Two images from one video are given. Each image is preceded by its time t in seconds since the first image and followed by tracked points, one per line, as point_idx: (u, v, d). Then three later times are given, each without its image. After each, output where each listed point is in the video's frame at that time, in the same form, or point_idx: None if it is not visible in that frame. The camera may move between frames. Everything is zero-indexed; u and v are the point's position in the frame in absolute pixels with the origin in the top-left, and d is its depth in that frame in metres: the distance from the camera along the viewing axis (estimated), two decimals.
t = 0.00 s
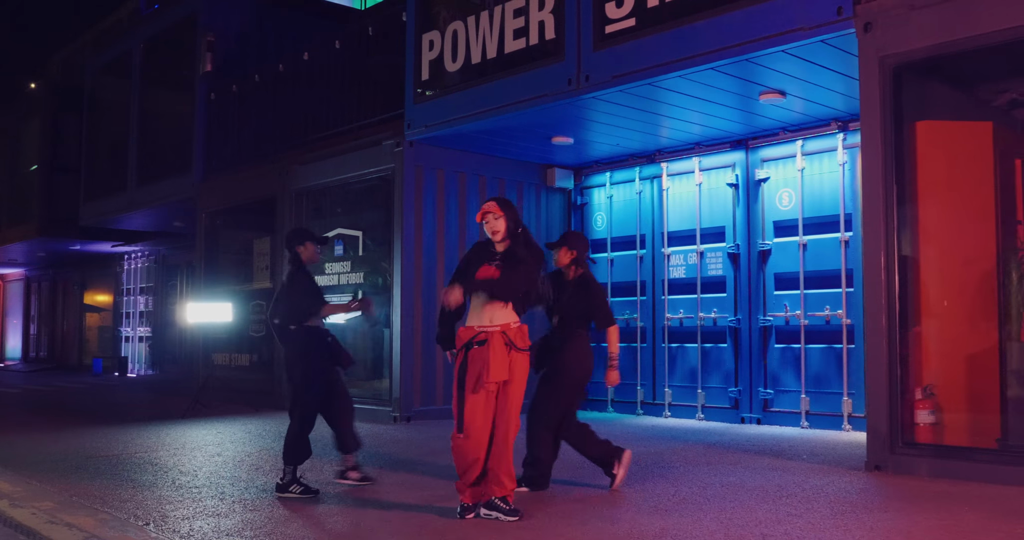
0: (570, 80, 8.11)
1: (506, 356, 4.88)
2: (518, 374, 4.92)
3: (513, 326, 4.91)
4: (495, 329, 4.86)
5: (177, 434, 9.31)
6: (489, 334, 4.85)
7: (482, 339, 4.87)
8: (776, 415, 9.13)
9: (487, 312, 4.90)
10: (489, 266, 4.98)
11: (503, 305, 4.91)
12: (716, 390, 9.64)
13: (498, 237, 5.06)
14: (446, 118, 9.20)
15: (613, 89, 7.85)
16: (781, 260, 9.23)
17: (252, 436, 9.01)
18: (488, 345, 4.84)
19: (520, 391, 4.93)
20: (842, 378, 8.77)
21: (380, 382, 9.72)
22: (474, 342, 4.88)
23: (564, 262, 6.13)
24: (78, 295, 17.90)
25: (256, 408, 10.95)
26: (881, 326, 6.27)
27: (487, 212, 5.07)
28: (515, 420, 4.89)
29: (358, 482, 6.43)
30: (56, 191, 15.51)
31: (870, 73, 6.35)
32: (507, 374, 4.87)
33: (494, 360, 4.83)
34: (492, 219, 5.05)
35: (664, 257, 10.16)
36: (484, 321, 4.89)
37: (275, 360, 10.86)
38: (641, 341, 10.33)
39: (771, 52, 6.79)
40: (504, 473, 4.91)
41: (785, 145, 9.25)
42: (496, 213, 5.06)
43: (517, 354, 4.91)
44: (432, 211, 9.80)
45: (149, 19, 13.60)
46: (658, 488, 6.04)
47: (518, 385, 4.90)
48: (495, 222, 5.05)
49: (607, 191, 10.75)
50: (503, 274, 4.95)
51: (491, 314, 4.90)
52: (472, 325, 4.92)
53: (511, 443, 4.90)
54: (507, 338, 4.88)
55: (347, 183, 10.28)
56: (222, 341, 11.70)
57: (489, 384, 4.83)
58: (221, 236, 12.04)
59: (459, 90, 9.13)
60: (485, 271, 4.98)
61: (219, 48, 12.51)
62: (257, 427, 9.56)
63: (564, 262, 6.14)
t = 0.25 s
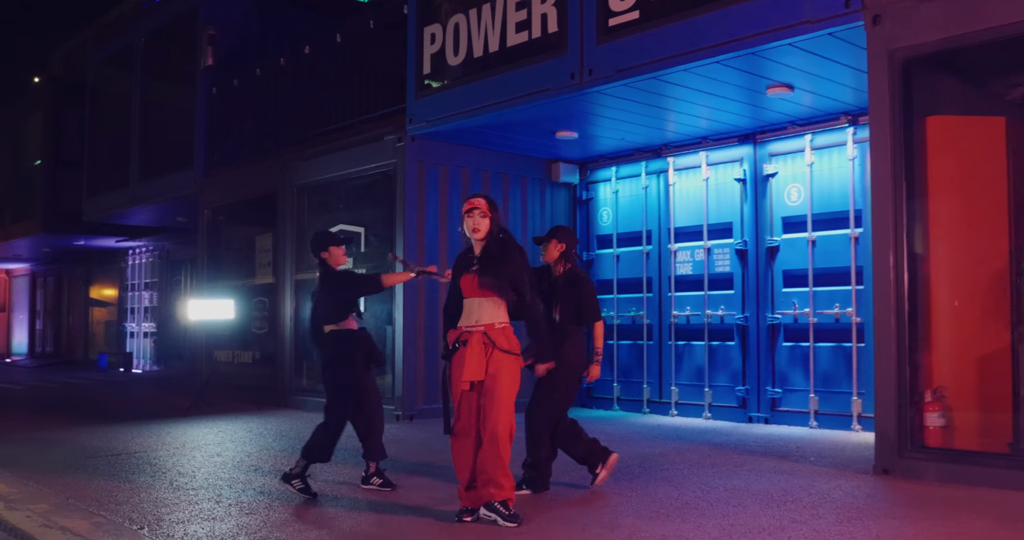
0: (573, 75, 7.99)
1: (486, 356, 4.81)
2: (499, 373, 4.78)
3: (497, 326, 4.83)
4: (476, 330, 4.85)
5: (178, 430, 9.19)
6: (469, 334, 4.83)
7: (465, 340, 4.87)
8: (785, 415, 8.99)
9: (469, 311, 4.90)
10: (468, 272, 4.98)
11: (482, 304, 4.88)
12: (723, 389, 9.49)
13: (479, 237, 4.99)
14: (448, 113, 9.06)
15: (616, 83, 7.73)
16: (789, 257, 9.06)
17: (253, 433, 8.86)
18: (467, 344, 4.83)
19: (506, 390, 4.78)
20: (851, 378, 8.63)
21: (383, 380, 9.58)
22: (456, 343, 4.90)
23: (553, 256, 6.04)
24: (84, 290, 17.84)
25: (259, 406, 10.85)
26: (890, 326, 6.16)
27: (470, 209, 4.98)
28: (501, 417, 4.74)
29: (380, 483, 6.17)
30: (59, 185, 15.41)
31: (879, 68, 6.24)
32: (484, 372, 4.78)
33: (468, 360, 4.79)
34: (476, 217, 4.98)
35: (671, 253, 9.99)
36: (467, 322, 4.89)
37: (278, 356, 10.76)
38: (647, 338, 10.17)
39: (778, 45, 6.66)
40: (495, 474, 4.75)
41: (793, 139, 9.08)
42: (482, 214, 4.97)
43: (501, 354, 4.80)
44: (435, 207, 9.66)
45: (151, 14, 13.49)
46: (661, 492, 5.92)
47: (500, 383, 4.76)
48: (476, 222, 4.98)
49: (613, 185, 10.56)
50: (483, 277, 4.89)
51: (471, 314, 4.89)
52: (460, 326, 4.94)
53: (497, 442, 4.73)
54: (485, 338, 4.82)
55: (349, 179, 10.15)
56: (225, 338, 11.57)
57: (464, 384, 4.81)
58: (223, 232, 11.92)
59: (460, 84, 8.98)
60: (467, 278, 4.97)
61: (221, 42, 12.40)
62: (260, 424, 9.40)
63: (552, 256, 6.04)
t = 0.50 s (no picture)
0: (591, 61, 7.66)
1: (500, 360, 4.48)
2: (513, 379, 4.44)
3: (513, 330, 4.51)
4: (490, 333, 4.51)
5: (186, 429, 8.91)
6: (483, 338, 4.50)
7: (477, 343, 4.53)
8: (813, 415, 8.65)
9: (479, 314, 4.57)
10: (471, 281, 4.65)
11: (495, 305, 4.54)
12: (749, 388, 9.15)
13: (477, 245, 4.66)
14: (462, 102, 8.75)
15: (636, 70, 7.40)
16: (817, 250, 8.70)
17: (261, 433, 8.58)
18: (479, 347, 4.50)
19: (521, 398, 4.43)
20: (882, 377, 8.28)
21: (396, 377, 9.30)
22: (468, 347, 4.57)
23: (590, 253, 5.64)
24: (100, 283, 17.67)
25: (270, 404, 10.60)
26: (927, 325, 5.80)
27: (473, 214, 4.66)
28: (514, 425, 4.41)
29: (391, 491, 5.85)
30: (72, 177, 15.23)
31: (913, 53, 5.90)
32: (497, 377, 4.45)
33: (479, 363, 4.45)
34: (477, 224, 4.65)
35: (693, 246, 9.64)
36: (479, 324, 4.56)
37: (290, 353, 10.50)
38: (670, 335, 9.84)
39: (806, 28, 6.32)
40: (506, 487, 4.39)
41: (822, 128, 8.71)
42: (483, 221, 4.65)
43: (515, 359, 4.48)
44: (449, 200, 9.36)
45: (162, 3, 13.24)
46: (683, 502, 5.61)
47: (513, 388, 4.43)
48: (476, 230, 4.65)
49: (633, 176, 10.22)
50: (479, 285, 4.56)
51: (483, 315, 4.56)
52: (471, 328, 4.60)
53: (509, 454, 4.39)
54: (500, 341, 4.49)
55: (362, 170, 9.86)
56: (237, 334, 11.33)
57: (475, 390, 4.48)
58: (235, 225, 11.66)
59: (473, 73, 8.67)
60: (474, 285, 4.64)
61: (232, 30, 12.13)
62: (269, 423, 9.12)
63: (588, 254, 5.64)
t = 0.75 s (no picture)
0: (614, 49, 7.25)
1: (523, 383, 4.09)
2: (536, 403, 4.10)
3: (533, 348, 4.13)
4: (513, 353, 4.08)
5: (193, 432, 8.58)
6: (508, 361, 4.06)
7: (498, 367, 4.08)
8: (848, 420, 8.22)
9: (498, 331, 4.11)
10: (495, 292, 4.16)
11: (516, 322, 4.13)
12: (779, 391, 8.72)
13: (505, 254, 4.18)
14: (479, 92, 8.35)
15: (662, 57, 6.99)
16: (853, 247, 8.26)
17: (270, 437, 8.22)
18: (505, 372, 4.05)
19: (540, 423, 4.10)
20: (922, 381, 7.84)
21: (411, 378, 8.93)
22: (486, 368, 4.10)
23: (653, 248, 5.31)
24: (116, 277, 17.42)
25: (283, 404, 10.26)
26: (977, 332, 5.36)
27: (503, 219, 4.17)
28: (538, 452, 4.07)
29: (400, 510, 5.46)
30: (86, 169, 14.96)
31: (961, 35, 5.46)
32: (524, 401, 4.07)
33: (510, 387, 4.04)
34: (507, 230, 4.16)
35: (721, 242, 9.22)
36: (498, 342, 4.10)
37: (302, 352, 10.17)
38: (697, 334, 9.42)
39: (845, 11, 5.88)
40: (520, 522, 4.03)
41: (858, 118, 8.25)
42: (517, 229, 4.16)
43: (536, 379, 4.12)
44: (466, 194, 8.97)
45: None
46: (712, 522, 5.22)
47: (536, 413, 4.09)
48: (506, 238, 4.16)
49: (659, 168, 9.79)
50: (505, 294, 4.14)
51: (503, 333, 4.11)
52: (484, 346, 4.12)
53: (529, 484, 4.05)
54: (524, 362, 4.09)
55: (375, 163, 9.49)
56: (249, 331, 11.00)
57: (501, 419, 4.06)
58: (248, 219, 11.34)
59: (491, 61, 8.28)
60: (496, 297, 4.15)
61: (244, 19, 11.78)
62: (279, 427, 8.76)
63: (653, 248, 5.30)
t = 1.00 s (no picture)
0: (632, 30, 6.82)
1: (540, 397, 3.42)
2: (558, 423, 3.42)
3: (552, 357, 3.45)
4: (532, 366, 3.41)
5: (190, 435, 8.21)
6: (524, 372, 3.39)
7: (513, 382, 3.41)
8: (880, 424, 7.77)
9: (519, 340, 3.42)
10: (531, 287, 3.47)
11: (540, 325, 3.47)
12: (807, 392, 8.27)
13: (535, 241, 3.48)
14: (490, 77, 7.92)
15: (684, 38, 6.56)
16: (885, 240, 7.79)
17: (272, 442, 7.82)
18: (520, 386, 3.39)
19: (558, 445, 3.42)
20: (960, 383, 7.37)
21: (419, 378, 8.53)
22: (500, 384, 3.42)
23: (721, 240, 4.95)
24: (123, 271, 17.10)
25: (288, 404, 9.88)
26: None
27: (526, 203, 3.47)
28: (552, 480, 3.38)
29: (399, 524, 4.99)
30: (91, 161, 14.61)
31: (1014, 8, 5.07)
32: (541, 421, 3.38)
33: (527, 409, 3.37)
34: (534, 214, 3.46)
35: (745, 235, 8.75)
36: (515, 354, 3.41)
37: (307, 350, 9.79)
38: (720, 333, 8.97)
39: None
40: None
41: (891, 103, 7.77)
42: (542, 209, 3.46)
43: (554, 391, 3.44)
44: (476, 185, 8.55)
45: None
46: None
47: (555, 434, 3.41)
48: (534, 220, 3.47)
49: (679, 157, 9.31)
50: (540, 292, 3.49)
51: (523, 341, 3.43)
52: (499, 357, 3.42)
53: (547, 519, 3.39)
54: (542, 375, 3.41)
55: (382, 153, 9.09)
56: (253, 328, 10.63)
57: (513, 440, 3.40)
58: (252, 211, 10.96)
59: (502, 45, 7.85)
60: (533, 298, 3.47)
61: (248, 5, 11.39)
62: (282, 430, 8.35)
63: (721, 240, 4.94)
